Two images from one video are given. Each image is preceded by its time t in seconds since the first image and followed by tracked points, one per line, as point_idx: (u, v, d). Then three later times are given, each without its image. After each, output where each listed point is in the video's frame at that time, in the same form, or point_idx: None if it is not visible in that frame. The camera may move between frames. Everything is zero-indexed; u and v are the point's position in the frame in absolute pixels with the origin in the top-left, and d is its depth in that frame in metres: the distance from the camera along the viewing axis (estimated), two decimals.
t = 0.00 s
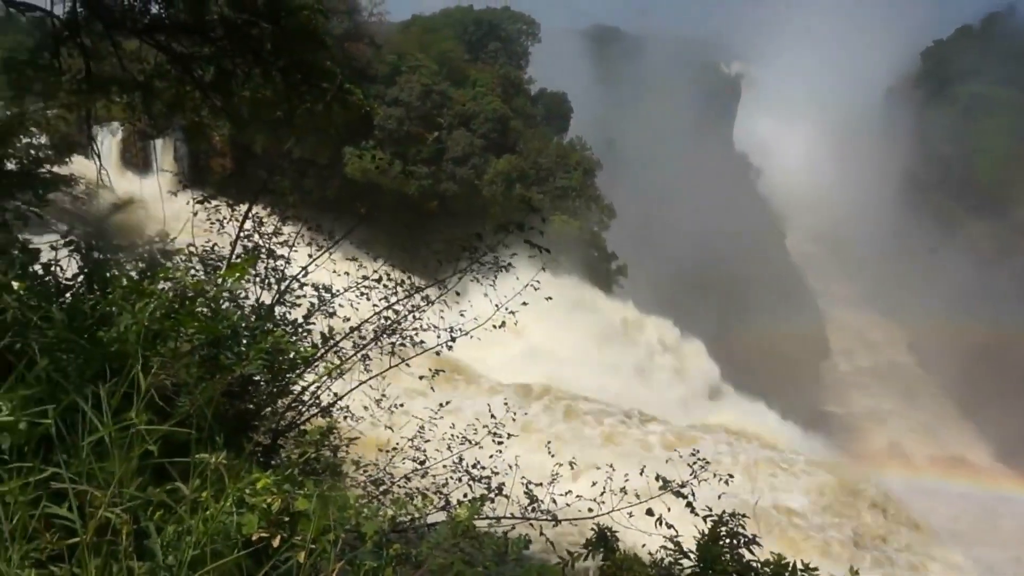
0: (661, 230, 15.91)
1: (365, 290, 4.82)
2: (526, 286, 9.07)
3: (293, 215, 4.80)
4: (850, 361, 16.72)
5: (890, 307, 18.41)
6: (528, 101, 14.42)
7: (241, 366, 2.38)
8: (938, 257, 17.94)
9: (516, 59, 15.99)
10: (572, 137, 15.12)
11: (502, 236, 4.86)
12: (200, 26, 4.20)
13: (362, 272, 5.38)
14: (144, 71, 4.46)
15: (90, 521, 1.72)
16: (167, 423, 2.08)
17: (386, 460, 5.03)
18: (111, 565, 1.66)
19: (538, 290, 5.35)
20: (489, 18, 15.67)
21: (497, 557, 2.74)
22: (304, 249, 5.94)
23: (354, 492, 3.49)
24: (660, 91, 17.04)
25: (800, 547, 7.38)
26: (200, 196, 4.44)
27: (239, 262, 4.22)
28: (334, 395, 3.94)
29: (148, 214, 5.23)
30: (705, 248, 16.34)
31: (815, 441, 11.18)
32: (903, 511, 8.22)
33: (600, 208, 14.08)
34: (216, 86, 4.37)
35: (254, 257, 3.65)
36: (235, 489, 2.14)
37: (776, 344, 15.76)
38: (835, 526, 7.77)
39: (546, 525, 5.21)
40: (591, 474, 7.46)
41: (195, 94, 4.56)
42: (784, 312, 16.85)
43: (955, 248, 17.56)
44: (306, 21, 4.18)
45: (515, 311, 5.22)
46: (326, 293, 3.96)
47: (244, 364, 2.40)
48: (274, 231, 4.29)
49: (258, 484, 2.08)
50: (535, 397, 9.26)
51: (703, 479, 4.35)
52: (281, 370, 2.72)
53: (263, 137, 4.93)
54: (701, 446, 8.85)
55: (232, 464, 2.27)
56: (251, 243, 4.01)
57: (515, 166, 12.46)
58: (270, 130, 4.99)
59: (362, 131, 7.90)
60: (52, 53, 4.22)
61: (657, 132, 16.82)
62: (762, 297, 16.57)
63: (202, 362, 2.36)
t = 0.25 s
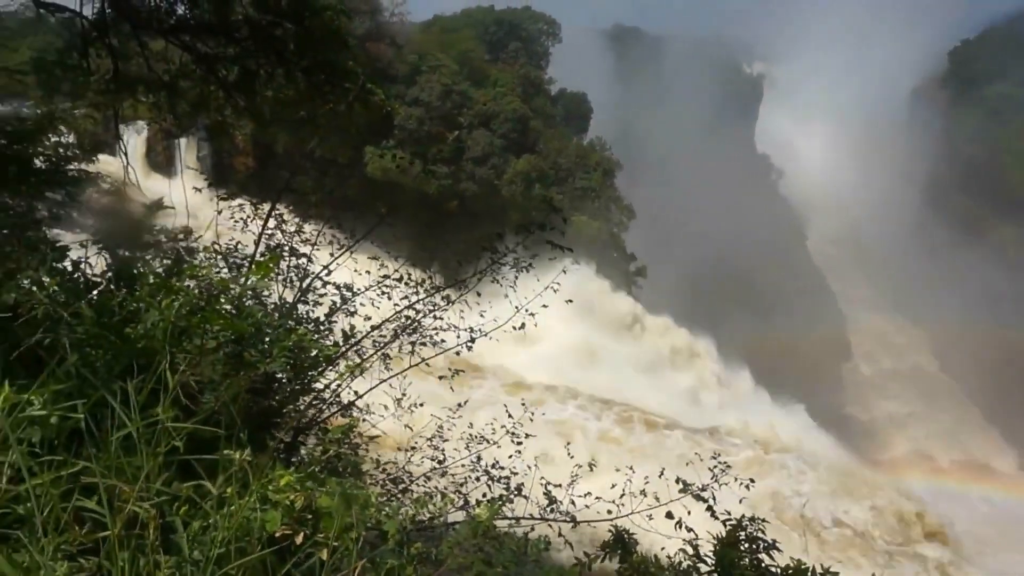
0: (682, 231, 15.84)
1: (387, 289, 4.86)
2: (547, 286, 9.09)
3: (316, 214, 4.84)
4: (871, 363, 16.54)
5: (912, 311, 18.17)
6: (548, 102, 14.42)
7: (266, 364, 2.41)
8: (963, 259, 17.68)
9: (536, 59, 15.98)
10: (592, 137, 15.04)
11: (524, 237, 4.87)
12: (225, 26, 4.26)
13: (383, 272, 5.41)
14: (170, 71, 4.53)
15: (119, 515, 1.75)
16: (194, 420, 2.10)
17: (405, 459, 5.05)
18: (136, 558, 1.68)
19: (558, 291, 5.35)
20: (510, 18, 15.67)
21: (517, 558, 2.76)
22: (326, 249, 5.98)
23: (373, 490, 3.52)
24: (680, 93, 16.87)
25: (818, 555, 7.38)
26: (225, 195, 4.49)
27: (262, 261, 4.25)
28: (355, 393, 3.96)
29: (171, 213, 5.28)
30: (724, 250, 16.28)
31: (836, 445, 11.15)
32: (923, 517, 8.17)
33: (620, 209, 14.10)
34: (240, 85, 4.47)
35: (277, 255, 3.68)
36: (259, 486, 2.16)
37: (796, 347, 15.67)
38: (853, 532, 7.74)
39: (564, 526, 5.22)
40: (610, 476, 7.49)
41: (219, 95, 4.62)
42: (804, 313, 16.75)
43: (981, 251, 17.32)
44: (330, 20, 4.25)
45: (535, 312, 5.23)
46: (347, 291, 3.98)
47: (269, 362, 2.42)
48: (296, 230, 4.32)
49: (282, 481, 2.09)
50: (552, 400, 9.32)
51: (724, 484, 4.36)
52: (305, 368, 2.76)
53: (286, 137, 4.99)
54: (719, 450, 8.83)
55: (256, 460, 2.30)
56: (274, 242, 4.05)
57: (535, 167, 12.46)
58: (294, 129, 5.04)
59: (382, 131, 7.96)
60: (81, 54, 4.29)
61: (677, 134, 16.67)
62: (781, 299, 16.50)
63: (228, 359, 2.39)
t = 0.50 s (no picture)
0: (699, 232, 15.75)
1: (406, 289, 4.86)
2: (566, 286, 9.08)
3: (336, 214, 4.87)
4: (892, 365, 16.31)
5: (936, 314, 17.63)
6: (567, 102, 14.43)
7: (289, 363, 2.42)
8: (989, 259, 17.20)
9: (555, 60, 15.94)
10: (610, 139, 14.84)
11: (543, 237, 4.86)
12: (246, 26, 4.36)
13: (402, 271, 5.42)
14: (193, 71, 4.60)
15: (144, 509, 1.77)
16: (218, 418, 2.12)
17: (423, 458, 5.05)
18: (161, 553, 1.71)
19: (577, 292, 5.34)
20: (529, 18, 15.64)
21: (536, 559, 2.76)
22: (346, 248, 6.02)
23: (392, 489, 3.52)
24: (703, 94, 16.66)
25: (836, 558, 7.34)
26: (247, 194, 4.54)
27: (283, 260, 4.28)
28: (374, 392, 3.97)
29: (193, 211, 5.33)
30: (742, 251, 16.14)
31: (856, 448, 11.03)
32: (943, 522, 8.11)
33: (638, 210, 14.10)
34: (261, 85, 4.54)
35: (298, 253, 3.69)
36: (281, 484, 2.17)
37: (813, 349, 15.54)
38: (870, 536, 7.71)
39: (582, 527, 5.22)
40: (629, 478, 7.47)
41: (241, 94, 4.68)
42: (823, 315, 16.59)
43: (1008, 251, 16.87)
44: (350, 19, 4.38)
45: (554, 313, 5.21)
46: (366, 290, 3.99)
47: (291, 361, 2.42)
48: (317, 229, 4.34)
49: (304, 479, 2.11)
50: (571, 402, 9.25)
51: (742, 487, 4.35)
52: (327, 367, 2.77)
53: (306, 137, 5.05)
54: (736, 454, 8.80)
55: (278, 457, 2.32)
56: (295, 241, 4.07)
57: (553, 167, 12.43)
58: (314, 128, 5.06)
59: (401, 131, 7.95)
60: (105, 54, 4.37)
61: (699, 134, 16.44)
62: (801, 300, 16.33)
63: (251, 357, 2.40)
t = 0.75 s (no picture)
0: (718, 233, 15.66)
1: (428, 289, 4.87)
2: (588, 288, 9.11)
3: (359, 212, 4.91)
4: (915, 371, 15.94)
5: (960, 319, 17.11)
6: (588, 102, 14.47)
7: (313, 361, 2.45)
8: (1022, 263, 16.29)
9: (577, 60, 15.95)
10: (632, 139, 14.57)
11: (565, 238, 4.85)
12: (271, 27, 4.64)
13: (424, 271, 5.44)
14: (218, 72, 4.89)
15: (174, 504, 1.78)
16: (245, 414, 2.13)
17: (444, 459, 5.05)
18: (192, 547, 1.70)
19: (598, 293, 5.33)
20: (550, 18, 15.65)
21: (559, 561, 2.76)
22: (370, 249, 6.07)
23: (415, 488, 3.54)
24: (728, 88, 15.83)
25: (856, 563, 7.29)
26: (271, 194, 4.57)
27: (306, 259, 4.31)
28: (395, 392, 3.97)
29: (220, 210, 5.43)
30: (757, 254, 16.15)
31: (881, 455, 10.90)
32: (965, 528, 8.04)
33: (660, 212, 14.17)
34: (287, 86, 4.84)
35: (321, 253, 3.74)
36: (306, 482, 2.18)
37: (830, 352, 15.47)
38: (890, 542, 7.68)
39: (603, 531, 5.18)
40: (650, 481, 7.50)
41: (264, 95, 4.97)
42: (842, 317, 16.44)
43: None
44: (372, 20, 4.60)
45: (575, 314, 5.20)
46: (388, 290, 4.02)
47: (315, 359, 2.45)
48: (339, 229, 4.37)
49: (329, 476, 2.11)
50: (590, 408, 9.27)
51: (764, 494, 4.32)
52: (350, 364, 2.77)
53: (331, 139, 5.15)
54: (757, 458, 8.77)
55: (302, 456, 2.32)
56: (317, 240, 4.10)
57: (574, 167, 12.40)
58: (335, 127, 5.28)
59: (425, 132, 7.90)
60: (137, 54, 4.71)
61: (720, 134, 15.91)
62: (817, 302, 16.27)
63: (277, 356, 2.42)
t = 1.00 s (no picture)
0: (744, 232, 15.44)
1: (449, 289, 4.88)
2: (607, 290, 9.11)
3: (381, 212, 4.94)
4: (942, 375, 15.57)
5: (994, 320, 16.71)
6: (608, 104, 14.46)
7: (336, 359, 2.46)
8: None
9: (598, 62, 15.95)
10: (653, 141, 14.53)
11: (585, 239, 4.85)
12: (296, 28, 4.70)
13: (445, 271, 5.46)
14: (242, 72, 4.93)
15: (201, 499, 1.80)
16: (270, 410, 2.16)
17: (463, 459, 5.06)
18: (219, 542, 1.72)
19: (618, 295, 5.33)
20: (571, 20, 15.67)
21: (577, 562, 2.76)
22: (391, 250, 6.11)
23: (434, 488, 3.55)
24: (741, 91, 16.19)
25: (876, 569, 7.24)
26: (294, 193, 4.61)
27: (327, 257, 4.34)
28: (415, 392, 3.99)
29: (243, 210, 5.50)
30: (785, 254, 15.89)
31: (902, 460, 10.80)
32: (988, 536, 7.95)
33: (679, 214, 14.21)
34: (309, 88, 4.92)
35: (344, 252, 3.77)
36: (329, 478, 2.19)
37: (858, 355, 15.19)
38: (910, 548, 7.61)
39: (622, 533, 5.17)
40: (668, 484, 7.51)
41: (287, 95, 5.03)
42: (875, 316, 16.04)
43: None
44: (395, 21, 4.67)
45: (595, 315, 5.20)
46: (409, 290, 4.04)
47: (338, 358, 2.46)
48: (361, 227, 4.40)
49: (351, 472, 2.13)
50: (608, 410, 9.26)
51: (785, 497, 4.32)
52: (370, 363, 2.78)
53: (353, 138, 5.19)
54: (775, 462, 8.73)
55: (324, 454, 2.33)
56: (339, 239, 4.12)
57: (593, 169, 12.43)
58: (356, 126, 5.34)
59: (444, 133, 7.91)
60: (163, 55, 4.74)
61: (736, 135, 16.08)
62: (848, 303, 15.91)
63: (301, 353, 2.44)
